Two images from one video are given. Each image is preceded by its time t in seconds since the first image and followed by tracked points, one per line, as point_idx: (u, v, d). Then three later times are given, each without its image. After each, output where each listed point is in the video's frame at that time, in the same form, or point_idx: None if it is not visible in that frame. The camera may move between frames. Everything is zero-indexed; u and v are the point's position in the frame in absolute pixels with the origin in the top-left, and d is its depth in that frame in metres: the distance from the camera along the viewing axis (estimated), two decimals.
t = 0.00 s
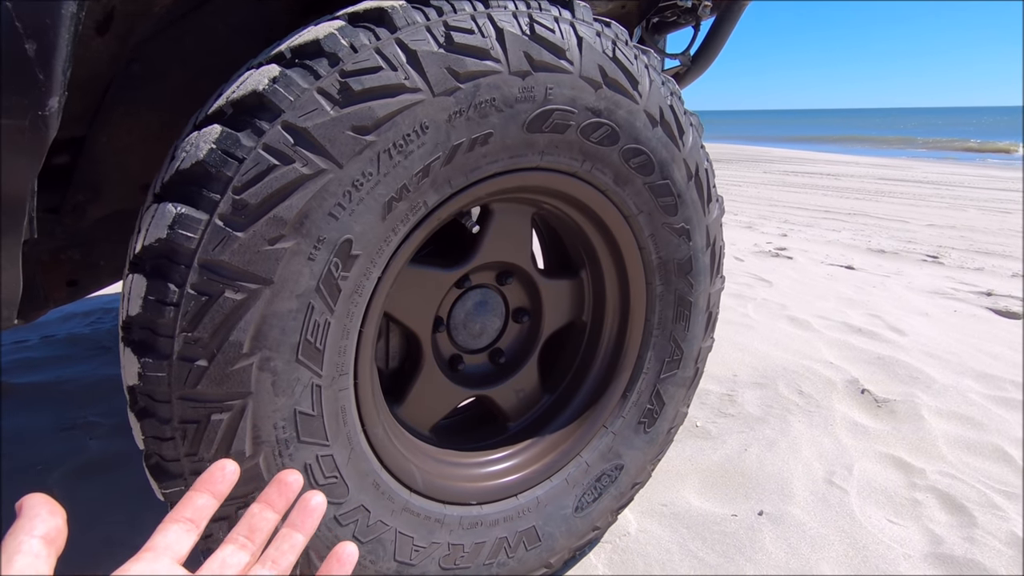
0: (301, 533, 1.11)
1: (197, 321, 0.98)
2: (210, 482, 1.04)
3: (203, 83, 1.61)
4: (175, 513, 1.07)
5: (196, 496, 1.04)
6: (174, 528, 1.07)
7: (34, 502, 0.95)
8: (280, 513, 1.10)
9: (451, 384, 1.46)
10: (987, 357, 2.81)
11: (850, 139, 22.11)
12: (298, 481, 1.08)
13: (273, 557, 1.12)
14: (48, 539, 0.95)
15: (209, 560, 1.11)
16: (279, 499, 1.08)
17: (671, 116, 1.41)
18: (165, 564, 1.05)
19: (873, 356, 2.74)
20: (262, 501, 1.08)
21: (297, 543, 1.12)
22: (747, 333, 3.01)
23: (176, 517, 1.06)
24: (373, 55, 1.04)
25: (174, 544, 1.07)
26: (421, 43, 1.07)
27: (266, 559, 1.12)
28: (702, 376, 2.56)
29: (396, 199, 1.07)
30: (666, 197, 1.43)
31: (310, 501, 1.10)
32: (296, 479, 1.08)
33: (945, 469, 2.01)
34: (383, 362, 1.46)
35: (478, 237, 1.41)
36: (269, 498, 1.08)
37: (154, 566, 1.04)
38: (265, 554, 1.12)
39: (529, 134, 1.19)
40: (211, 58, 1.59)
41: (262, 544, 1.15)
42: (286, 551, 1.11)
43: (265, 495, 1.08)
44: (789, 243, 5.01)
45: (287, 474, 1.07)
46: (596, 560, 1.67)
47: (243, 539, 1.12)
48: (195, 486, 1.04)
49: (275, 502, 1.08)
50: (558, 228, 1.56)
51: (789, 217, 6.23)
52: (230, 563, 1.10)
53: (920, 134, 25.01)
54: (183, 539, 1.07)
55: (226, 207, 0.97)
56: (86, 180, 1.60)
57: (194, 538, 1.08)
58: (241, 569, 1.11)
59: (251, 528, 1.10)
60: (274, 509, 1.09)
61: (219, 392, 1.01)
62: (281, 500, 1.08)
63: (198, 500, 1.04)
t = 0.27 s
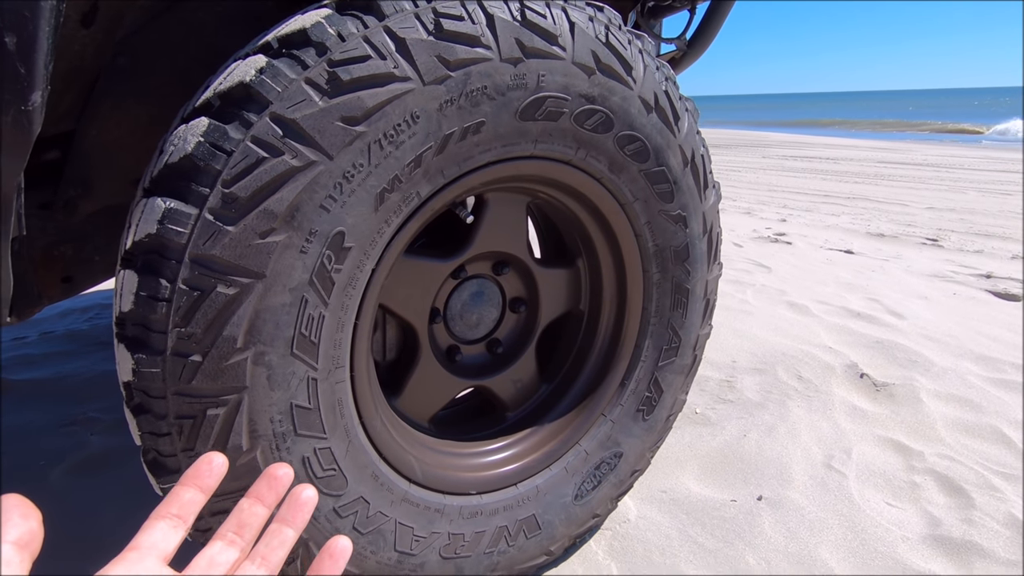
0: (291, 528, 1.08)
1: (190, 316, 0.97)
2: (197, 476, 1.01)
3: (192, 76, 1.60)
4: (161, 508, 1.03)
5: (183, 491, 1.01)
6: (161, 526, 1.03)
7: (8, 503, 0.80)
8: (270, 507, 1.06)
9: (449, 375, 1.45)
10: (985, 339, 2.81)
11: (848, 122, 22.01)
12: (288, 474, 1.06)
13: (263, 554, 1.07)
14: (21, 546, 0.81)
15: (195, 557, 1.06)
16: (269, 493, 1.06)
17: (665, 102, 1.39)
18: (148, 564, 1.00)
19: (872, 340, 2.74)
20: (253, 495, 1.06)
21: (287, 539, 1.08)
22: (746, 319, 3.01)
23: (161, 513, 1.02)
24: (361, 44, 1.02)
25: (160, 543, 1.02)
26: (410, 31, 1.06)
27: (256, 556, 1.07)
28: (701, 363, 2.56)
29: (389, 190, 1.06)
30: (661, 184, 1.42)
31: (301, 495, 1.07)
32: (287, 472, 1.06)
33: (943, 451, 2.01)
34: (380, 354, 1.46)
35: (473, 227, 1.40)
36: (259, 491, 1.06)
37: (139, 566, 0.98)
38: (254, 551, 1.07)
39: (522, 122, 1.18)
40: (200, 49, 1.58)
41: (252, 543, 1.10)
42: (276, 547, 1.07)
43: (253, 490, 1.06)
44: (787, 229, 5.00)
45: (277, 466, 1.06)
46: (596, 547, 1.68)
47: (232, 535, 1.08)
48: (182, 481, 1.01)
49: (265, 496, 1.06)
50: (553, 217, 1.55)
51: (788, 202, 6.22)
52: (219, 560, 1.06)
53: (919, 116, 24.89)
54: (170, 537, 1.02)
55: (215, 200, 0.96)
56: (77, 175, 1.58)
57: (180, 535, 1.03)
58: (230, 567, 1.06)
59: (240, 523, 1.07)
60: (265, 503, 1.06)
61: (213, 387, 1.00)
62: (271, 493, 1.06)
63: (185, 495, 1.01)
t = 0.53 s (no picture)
0: (289, 478, 1.11)
1: (222, 305, 1.02)
2: (198, 425, 1.06)
3: (210, 76, 1.65)
4: (163, 454, 1.10)
5: (184, 439, 1.06)
6: (162, 470, 1.10)
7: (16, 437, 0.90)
8: (268, 458, 1.10)
9: (460, 365, 1.51)
10: (982, 332, 2.86)
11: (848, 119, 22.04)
12: (287, 427, 1.08)
13: (261, 500, 1.13)
14: (31, 475, 0.90)
15: (196, 501, 1.15)
16: (267, 444, 1.08)
17: (669, 100, 1.45)
18: (151, 504, 1.08)
19: (870, 333, 2.80)
20: (252, 446, 1.09)
21: (286, 487, 1.12)
22: (746, 313, 3.07)
23: (163, 458, 1.10)
24: (381, 46, 1.08)
25: (162, 486, 1.10)
26: (428, 33, 1.11)
27: (255, 502, 1.14)
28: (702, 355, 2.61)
29: (407, 186, 1.11)
30: (665, 179, 1.47)
31: (299, 448, 1.09)
32: (286, 425, 1.09)
33: (939, 440, 2.07)
34: (394, 345, 1.51)
35: (483, 222, 1.45)
36: (258, 443, 1.08)
37: (142, 506, 1.06)
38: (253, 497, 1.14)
39: (533, 120, 1.23)
40: (218, 50, 1.63)
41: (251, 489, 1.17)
42: (274, 495, 1.12)
43: (253, 440, 1.09)
44: (787, 225, 5.05)
45: (276, 420, 1.08)
46: (603, 532, 1.73)
47: (231, 482, 1.14)
48: (183, 430, 1.06)
49: (264, 447, 1.09)
50: (560, 212, 1.60)
51: (788, 198, 6.27)
52: (219, 504, 1.14)
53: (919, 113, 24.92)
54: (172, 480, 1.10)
55: (245, 195, 1.01)
56: (98, 173, 1.63)
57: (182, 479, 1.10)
58: (229, 510, 1.15)
59: (238, 472, 1.12)
60: (263, 454, 1.09)
61: (243, 372, 1.06)
62: (270, 444, 1.08)
63: (186, 443, 1.06)
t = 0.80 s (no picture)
0: (346, 453, 1.19)
1: (250, 324, 1.09)
2: (272, 382, 1.09)
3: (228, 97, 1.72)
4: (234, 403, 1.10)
5: (255, 391, 1.08)
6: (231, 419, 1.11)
7: (117, 366, 0.94)
8: (328, 428, 1.17)
9: (469, 375, 1.57)
10: (974, 337, 2.93)
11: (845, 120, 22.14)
12: (352, 401, 1.16)
13: (317, 470, 1.19)
14: (126, 408, 0.95)
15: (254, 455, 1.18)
16: (330, 414, 1.16)
17: (669, 122, 1.52)
18: (219, 453, 1.11)
19: (864, 339, 2.87)
20: (315, 412, 1.15)
21: (340, 463, 1.19)
22: (744, 319, 3.14)
23: (234, 408, 1.10)
24: (399, 80, 1.15)
25: (229, 434, 1.11)
26: (442, 67, 1.18)
27: (311, 469, 1.20)
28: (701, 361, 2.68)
29: (423, 209, 1.18)
30: (665, 197, 1.54)
31: (359, 426, 1.18)
32: (350, 398, 1.17)
33: (931, 444, 2.14)
34: (406, 356, 1.58)
35: (491, 238, 1.52)
36: (321, 411, 1.15)
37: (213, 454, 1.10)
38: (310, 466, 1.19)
39: (539, 145, 1.30)
40: (235, 74, 1.70)
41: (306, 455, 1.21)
42: (330, 467, 1.19)
43: (316, 407, 1.15)
44: (784, 229, 5.12)
45: (341, 392, 1.15)
46: (606, 535, 1.79)
47: (292, 445, 1.18)
48: (256, 381, 1.09)
49: (326, 416, 1.16)
50: (564, 227, 1.67)
51: (785, 202, 6.34)
52: (277, 466, 1.18)
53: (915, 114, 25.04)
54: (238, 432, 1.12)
55: (273, 222, 1.08)
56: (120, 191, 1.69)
57: (248, 434, 1.13)
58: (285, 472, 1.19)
59: (300, 437, 1.17)
60: (325, 423, 1.16)
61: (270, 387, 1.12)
62: (332, 415, 1.16)
63: (256, 396, 1.08)
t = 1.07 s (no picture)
0: (302, 388, 1.12)
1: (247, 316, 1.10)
2: (226, 320, 1.07)
3: (227, 99, 1.73)
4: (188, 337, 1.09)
5: (207, 327, 1.07)
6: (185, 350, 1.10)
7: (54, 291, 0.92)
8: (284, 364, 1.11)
9: (464, 374, 1.58)
10: (967, 342, 2.95)
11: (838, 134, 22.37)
12: (307, 339, 1.11)
13: (271, 403, 1.13)
14: (72, 329, 0.91)
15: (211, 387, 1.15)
16: (286, 352, 1.10)
17: (662, 123, 1.54)
18: (171, 381, 1.09)
19: (858, 344, 2.88)
20: (269, 350, 1.10)
21: (297, 397, 1.13)
22: (739, 324, 3.15)
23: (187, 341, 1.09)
24: (396, 76, 1.17)
25: (183, 364, 1.10)
26: (438, 65, 1.20)
27: (266, 402, 1.14)
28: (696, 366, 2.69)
29: (418, 205, 1.19)
30: (659, 198, 1.56)
31: (315, 361, 1.11)
32: (306, 338, 1.11)
33: (925, 446, 2.15)
34: (402, 355, 1.59)
35: (486, 237, 1.53)
36: (275, 348, 1.10)
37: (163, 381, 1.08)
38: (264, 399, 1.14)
39: (534, 143, 1.32)
40: (234, 76, 1.72)
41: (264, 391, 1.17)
42: (285, 401, 1.12)
43: (271, 344, 1.10)
44: (779, 238, 5.15)
45: (296, 331, 1.10)
46: (601, 536, 1.79)
47: (246, 381, 1.13)
48: (211, 318, 1.08)
49: (280, 353, 1.10)
50: (559, 228, 1.68)
51: (780, 212, 6.38)
52: (231, 399, 1.14)
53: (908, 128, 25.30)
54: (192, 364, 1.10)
55: (270, 215, 1.09)
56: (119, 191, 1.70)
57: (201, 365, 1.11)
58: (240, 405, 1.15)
59: (254, 372, 1.12)
60: (279, 359, 1.10)
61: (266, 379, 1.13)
62: (288, 352, 1.10)
63: (209, 331, 1.07)
